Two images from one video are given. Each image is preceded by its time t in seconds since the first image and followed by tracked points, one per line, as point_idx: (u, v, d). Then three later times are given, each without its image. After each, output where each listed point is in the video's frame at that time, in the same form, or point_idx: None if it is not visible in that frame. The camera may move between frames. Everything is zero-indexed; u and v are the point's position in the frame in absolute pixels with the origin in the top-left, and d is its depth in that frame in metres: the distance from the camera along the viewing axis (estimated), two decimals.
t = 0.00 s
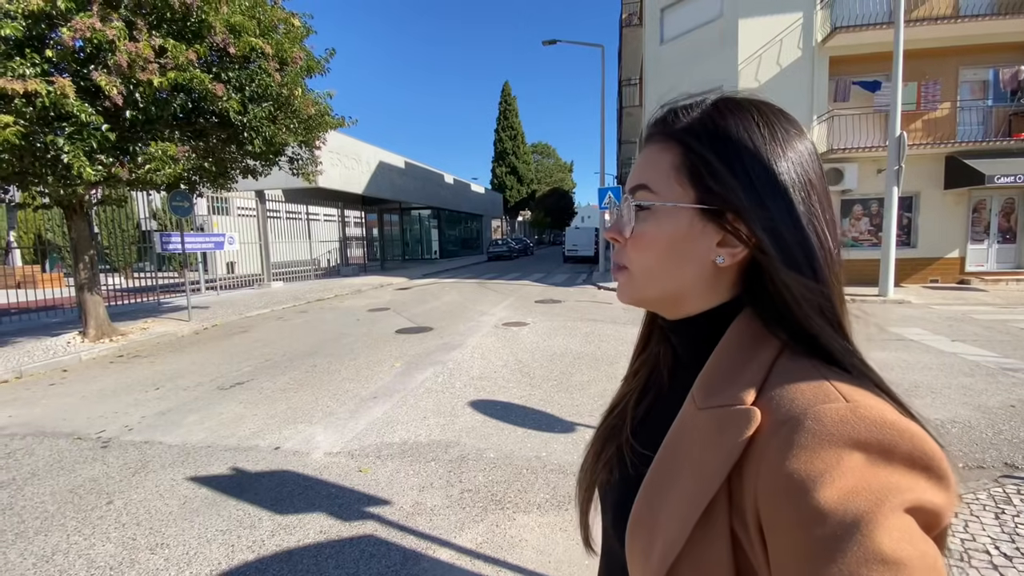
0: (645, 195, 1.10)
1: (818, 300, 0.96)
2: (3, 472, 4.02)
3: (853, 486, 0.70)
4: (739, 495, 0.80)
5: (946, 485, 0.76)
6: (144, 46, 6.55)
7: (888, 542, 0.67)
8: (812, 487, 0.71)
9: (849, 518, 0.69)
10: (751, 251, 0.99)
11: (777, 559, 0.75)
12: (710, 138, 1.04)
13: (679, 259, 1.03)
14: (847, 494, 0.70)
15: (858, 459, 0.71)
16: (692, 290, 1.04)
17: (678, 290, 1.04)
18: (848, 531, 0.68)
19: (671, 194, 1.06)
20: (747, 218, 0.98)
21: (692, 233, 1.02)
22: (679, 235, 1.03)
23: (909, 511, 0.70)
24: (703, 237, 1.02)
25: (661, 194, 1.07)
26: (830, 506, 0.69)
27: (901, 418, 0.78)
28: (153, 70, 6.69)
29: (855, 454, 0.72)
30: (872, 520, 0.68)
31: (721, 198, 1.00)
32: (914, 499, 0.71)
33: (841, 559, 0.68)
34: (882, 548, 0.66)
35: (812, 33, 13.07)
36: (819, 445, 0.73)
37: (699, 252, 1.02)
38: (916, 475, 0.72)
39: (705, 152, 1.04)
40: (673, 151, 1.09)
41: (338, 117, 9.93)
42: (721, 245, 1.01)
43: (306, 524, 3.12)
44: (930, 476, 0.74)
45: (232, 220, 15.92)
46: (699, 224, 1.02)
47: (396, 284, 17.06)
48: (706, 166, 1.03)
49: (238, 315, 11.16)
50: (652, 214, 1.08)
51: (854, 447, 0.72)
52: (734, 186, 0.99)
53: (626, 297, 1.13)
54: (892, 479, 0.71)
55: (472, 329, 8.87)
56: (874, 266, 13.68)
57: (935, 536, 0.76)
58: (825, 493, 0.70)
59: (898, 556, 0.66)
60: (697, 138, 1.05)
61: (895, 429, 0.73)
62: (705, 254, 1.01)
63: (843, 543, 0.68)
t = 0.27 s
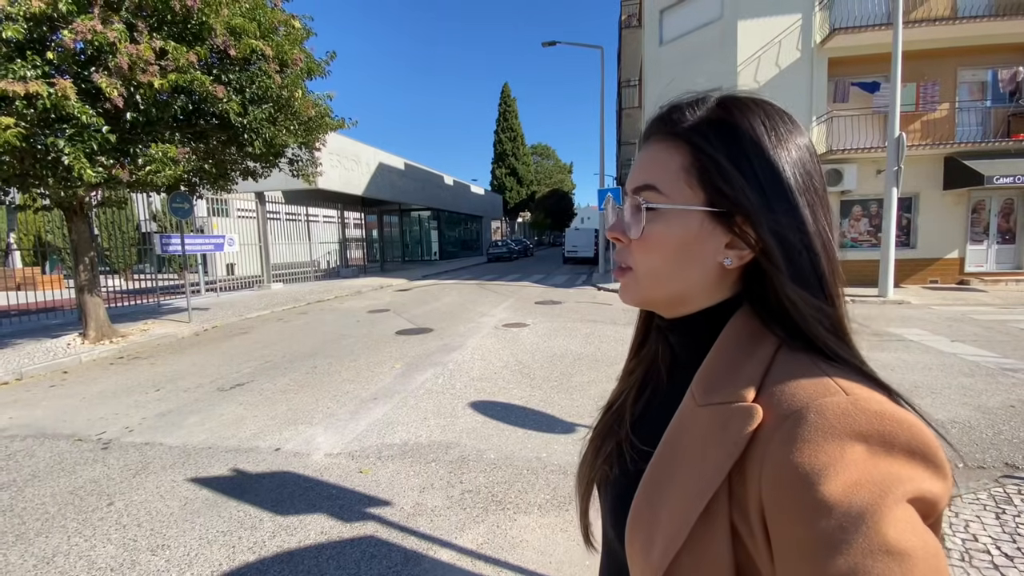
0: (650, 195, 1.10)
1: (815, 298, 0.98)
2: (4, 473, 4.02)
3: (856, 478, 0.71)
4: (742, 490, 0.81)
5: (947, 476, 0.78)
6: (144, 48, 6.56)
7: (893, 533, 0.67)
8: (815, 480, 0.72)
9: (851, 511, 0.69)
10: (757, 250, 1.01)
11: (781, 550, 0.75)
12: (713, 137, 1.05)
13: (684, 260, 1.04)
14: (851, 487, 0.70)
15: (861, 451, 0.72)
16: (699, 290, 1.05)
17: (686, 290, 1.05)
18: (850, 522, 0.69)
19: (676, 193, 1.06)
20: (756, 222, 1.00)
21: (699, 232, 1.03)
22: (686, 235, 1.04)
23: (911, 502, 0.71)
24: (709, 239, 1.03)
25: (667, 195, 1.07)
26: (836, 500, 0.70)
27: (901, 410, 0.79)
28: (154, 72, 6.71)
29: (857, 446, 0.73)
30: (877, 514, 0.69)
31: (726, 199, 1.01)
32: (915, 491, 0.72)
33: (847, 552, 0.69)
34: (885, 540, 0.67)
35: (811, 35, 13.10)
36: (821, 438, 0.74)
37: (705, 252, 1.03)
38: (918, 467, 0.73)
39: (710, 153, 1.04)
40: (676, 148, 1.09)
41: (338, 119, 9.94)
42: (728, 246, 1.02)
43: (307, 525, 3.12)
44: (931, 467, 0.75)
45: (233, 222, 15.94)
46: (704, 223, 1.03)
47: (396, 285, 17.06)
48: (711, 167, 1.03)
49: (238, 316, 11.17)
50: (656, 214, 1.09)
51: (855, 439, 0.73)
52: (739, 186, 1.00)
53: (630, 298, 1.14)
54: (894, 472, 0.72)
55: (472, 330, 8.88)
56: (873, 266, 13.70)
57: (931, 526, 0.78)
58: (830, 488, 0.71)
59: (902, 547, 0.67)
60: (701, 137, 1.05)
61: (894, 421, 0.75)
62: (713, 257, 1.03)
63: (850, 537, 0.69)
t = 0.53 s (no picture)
0: (653, 198, 1.11)
1: (812, 298, 1.00)
2: None
3: (855, 477, 0.72)
4: (743, 490, 0.82)
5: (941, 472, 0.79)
6: (140, 49, 6.54)
7: (892, 530, 0.69)
8: (815, 479, 0.73)
9: (851, 508, 0.71)
10: (758, 252, 1.03)
11: (782, 548, 0.77)
12: (712, 140, 1.06)
13: (687, 261, 1.05)
14: (849, 485, 0.71)
15: (859, 449, 0.74)
16: (702, 291, 1.06)
17: (691, 291, 1.07)
18: (849, 520, 0.70)
19: (678, 196, 1.07)
20: (755, 223, 1.01)
21: (702, 234, 1.04)
22: (689, 237, 1.05)
23: (908, 499, 0.73)
24: (711, 242, 1.04)
25: (669, 196, 1.08)
26: (836, 499, 0.71)
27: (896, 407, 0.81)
28: (149, 73, 6.69)
29: (856, 445, 0.74)
30: (876, 511, 0.70)
31: (726, 201, 1.02)
32: (913, 487, 0.74)
33: (848, 550, 0.70)
34: (886, 537, 0.69)
35: (805, 37, 13.17)
36: (821, 438, 0.75)
37: (707, 253, 1.04)
38: (913, 463, 0.75)
39: (710, 156, 1.05)
40: (676, 151, 1.10)
41: (334, 120, 9.92)
42: (729, 248, 1.04)
43: (304, 527, 3.12)
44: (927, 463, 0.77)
45: (228, 223, 15.88)
46: (706, 225, 1.04)
47: (393, 286, 17.04)
48: (712, 170, 1.04)
49: (233, 318, 11.13)
50: (656, 215, 1.09)
51: (853, 439, 0.74)
52: (739, 189, 1.01)
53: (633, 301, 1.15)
54: (891, 469, 0.73)
55: (469, 331, 8.88)
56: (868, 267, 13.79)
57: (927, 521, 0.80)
58: (830, 487, 0.72)
59: (902, 544, 0.69)
60: (701, 141, 1.06)
61: (890, 420, 0.76)
62: (716, 259, 1.04)
63: (850, 534, 0.70)
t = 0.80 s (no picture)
0: (649, 207, 1.11)
1: (810, 308, 1.01)
2: None
3: (864, 495, 0.73)
4: (749, 506, 0.82)
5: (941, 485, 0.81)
6: (134, 50, 6.50)
7: (900, 547, 0.70)
8: (824, 498, 0.73)
9: (860, 526, 0.71)
10: (755, 262, 1.04)
11: (789, 564, 0.77)
12: (710, 151, 1.07)
13: (685, 271, 1.06)
14: (858, 504, 0.72)
15: (866, 467, 0.75)
16: (698, 299, 1.07)
17: (686, 299, 1.07)
18: (859, 539, 0.71)
19: (674, 205, 1.08)
20: (755, 235, 1.02)
21: (699, 245, 1.05)
22: (685, 246, 1.05)
23: (914, 515, 0.74)
24: (707, 251, 1.05)
25: (667, 207, 1.08)
26: (845, 518, 0.72)
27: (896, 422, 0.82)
28: (143, 74, 6.66)
29: (863, 462, 0.75)
30: (884, 528, 0.71)
31: (726, 213, 1.03)
32: (917, 502, 0.75)
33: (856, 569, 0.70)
34: (897, 556, 0.69)
35: (800, 39, 13.24)
36: (828, 455, 0.76)
37: (705, 264, 1.05)
38: (917, 478, 0.76)
39: (708, 167, 1.06)
40: (673, 162, 1.11)
41: (329, 121, 9.89)
42: (727, 257, 1.05)
43: (298, 531, 3.10)
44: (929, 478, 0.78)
45: (223, 224, 15.80)
46: (703, 236, 1.04)
47: (388, 288, 17.00)
48: (706, 182, 1.05)
49: (228, 320, 11.08)
50: (655, 225, 1.09)
51: (861, 456, 0.75)
52: (740, 202, 1.02)
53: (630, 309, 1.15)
54: (897, 487, 0.74)
55: (465, 333, 8.87)
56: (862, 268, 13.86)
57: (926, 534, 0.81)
58: (839, 506, 0.73)
59: (912, 561, 0.70)
60: (699, 152, 1.07)
61: (895, 437, 0.78)
62: (713, 269, 1.05)
63: (859, 551, 0.71)
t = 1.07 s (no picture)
0: (649, 216, 1.11)
1: (809, 317, 1.03)
2: None
3: (869, 506, 0.74)
4: (753, 516, 0.83)
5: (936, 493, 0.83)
6: (134, 51, 6.51)
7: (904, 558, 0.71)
8: (831, 510, 0.74)
9: (865, 536, 0.73)
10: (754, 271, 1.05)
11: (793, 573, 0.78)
12: (710, 161, 1.08)
13: (686, 279, 1.06)
14: (864, 515, 0.73)
15: (870, 478, 0.76)
16: (698, 308, 1.08)
17: (686, 308, 1.08)
18: (865, 550, 0.72)
19: (675, 215, 1.08)
20: (755, 245, 1.03)
21: (700, 253, 1.05)
22: (686, 255, 1.06)
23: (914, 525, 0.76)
24: (707, 260, 1.05)
25: (667, 215, 1.09)
26: (851, 528, 0.73)
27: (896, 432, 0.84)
28: (143, 75, 6.67)
29: (868, 473, 0.76)
30: (889, 537, 0.73)
31: (728, 223, 1.04)
32: (919, 512, 0.77)
33: None
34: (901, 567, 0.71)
35: (798, 41, 13.27)
36: (835, 466, 0.77)
37: (705, 272, 1.06)
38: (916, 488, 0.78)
39: (708, 176, 1.07)
40: (674, 171, 1.11)
41: (328, 122, 9.89)
42: (726, 267, 1.06)
43: (296, 532, 3.11)
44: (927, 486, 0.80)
45: (222, 224, 15.79)
46: (704, 245, 1.05)
47: (387, 288, 17.01)
48: (708, 191, 1.06)
49: (226, 320, 11.07)
50: (656, 234, 1.10)
51: (866, 468, 0.77)
52: (740, 212, 1.03)
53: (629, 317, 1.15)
54: (900, 496, 0.76)
55: (463, 334, 8.88)
56: (860, 270, 13.89)
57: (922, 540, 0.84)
58: (846, 518, 0.74)
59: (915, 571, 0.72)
60: (700, 162, 1.08)
61: (898, 448, 0.79)
62: (713, 277, 1.06)
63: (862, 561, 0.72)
